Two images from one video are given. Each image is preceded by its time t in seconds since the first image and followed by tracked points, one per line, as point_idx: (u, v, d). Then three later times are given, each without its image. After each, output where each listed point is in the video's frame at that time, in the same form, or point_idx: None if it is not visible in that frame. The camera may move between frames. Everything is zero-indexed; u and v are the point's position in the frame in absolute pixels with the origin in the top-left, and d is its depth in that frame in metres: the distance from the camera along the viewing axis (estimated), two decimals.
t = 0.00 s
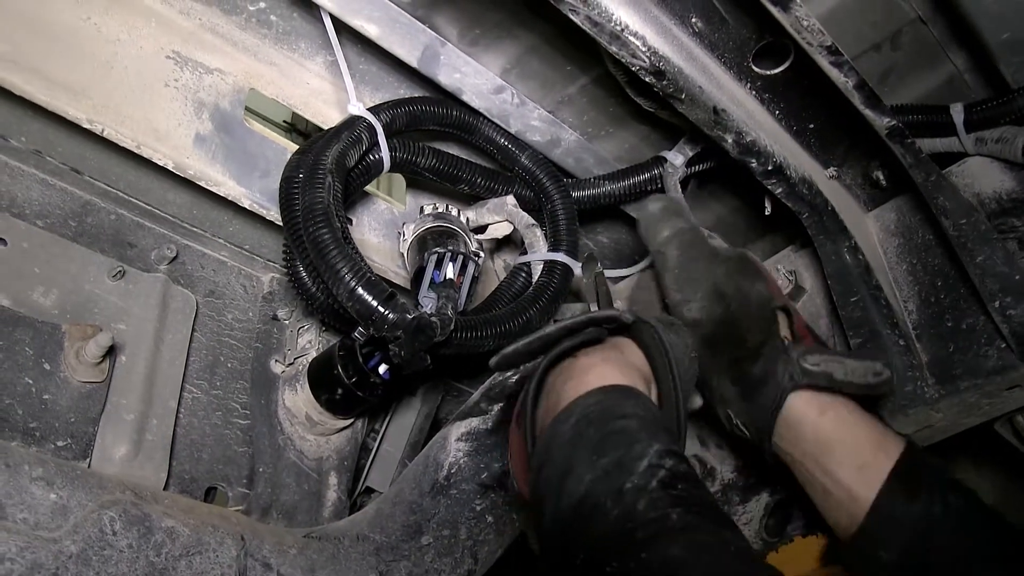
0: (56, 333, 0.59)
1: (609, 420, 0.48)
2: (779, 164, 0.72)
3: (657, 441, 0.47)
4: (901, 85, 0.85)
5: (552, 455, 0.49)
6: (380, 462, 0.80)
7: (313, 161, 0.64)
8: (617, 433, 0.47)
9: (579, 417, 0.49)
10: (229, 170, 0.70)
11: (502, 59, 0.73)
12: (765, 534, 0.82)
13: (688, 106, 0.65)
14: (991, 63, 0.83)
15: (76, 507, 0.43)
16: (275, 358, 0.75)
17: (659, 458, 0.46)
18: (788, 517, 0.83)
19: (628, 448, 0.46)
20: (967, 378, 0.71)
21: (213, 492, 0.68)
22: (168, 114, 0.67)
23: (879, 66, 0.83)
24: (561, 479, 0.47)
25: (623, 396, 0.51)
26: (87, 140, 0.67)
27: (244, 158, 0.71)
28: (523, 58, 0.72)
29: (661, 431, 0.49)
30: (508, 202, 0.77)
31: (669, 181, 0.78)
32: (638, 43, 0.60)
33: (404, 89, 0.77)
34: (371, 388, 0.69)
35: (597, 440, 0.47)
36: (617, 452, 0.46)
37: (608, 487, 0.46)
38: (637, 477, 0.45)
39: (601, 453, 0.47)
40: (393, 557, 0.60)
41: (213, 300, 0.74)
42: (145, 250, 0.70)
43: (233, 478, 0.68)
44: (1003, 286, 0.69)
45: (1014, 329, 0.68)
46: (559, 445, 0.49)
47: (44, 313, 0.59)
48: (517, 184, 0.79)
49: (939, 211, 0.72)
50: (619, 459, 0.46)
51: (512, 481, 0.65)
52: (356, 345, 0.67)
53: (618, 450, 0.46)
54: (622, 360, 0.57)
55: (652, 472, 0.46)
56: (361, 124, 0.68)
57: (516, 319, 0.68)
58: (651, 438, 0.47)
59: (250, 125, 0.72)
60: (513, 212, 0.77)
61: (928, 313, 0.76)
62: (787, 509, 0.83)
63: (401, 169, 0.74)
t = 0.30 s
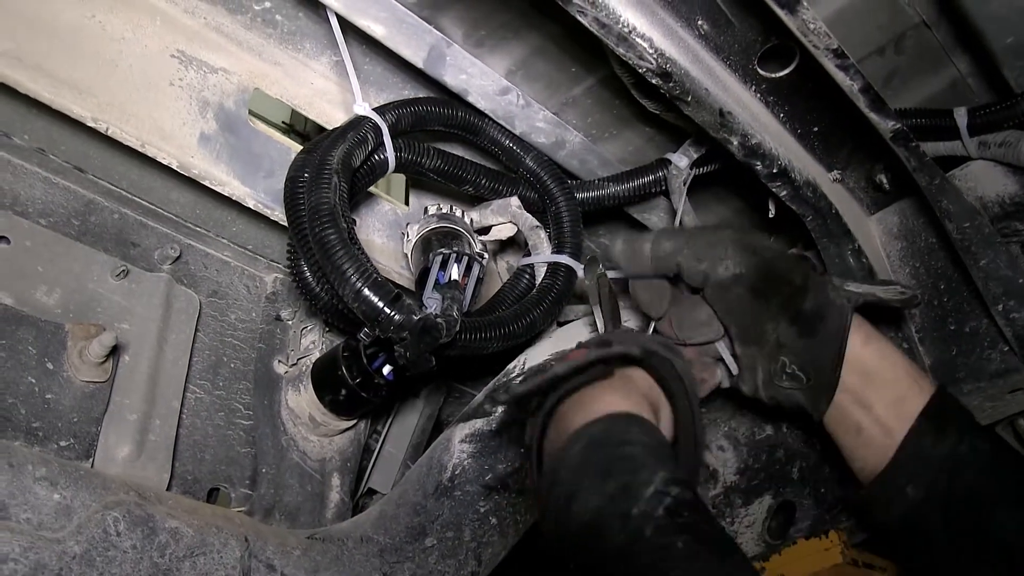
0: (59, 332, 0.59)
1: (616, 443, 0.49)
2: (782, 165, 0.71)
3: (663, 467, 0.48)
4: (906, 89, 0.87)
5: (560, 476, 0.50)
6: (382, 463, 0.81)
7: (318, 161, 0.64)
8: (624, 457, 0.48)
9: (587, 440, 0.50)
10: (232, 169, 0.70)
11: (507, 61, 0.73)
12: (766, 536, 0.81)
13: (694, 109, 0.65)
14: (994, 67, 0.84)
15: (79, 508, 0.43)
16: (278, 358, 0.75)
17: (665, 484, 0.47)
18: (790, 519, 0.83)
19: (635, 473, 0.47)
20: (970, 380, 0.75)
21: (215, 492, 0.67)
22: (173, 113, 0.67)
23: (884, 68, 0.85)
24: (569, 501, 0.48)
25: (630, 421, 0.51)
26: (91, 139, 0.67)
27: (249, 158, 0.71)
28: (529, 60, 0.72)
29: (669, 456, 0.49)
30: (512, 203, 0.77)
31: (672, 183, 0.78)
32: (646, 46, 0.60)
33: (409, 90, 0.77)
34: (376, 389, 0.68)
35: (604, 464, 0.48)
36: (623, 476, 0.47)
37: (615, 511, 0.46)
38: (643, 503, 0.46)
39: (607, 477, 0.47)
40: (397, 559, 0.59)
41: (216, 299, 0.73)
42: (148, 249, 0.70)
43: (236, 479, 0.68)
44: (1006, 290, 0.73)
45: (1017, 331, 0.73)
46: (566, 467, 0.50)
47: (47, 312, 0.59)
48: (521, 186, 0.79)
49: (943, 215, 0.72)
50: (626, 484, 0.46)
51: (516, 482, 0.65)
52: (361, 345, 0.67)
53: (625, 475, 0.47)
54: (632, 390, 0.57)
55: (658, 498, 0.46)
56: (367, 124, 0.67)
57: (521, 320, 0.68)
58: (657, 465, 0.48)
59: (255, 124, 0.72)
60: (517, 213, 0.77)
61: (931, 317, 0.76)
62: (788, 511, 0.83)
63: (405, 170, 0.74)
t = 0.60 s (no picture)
0: (55, 331, 0.58)
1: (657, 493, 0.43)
2: (783, 168, 0.71)
3: (708, 519, 0.43)
4: (906, 92, 0.86)
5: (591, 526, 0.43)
6: (379, 465, 0.80)
7: (318, 160, 0.64)
8: (666, 512, 0.42)
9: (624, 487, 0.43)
10: (231, 169, 0.69)
11: (507, 62, 0.72)
12: (763, 541, 0.82)
13: (696, 110, 0.65)
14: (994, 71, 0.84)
15: (75, 509, 0.42)
16: (275, 359, 0.75)
17: (710, 540, 0.42)
18: (789, 523, 0.82)
19: (677, 530, 0.41)
20: (970, 384, 0.74)
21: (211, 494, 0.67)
22: (170, 111, 0.66)
23: (885, 71, 0.84)
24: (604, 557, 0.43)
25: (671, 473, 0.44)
26: (88, 137, 0.65)
27: (247, 158, 0.71)
28: (529, 61, 0.72)
29: (712, 507, 0.44)
30: (511, 205, 0.76)
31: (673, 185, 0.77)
32: (648, 46, 0.60)
33: (409, 90, 0.76)
34: (373, 390, 0.68)
35: (643, 517, 0.42)
36: (665, 535, 0.41)
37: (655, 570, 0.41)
38: (686, 563, 0.41)
39: (647, 530, 0.42)
40: (394, 561, 0.58)
41: (212, 300, 0.73)
42: (144, 248, 0.69)
43: (232, 481, 0.68)
44: (1007, 294, 0.72)
45: (1019, 336, 0.71)
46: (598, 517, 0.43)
47: (43, 311, 0.59)
48: (521, 187, 0.79)
49: (943, 218, 0.71)
50: (668, 541, 0.41)
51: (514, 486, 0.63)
52: (359, 347, 0.66)
53: (665, 533, 0.41)
54: (669, 426, 0.48)
55: (701, 556, 0.41)
56: (366, 124, 0.67)
57: (519, 322, 0.67)
58: (702, 518, 0.42)
59: (253, 124, 0.72)
60: (516, 215, 0.76)
61: (931, 321, 0.76)
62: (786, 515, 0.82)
63: (403, 170, 0.73)
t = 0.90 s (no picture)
0: (54, 330, 0.57)
1: None
2: (787, 165, 0.71)
3: None
4: (908, 90, 0.87)
5: None
6: (379, 467, 0.79)
7: (319, 157, 0.63)
8: None
9: None
10: (230, 167, 0.69)
11: (508, 58, 0.72)
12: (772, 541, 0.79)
13: (700, 106, 0.65)
14: (999, 67, 0.83)
15: (75, 508, 0.41)
16: (275, 359, 0.74)
17: None
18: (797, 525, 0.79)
19: None
20: (976, 383, 0.70)
21: (211, 496, 0.67)
22: (169, 109, 0.66)
23: (888, 68, 0.83)
24: None
25: None
26: (88, 134, 0.65)
27: (247, 156, 0.70)
28: (530, 58, 0.72)
29: None
30: (512, 202, 0.76)
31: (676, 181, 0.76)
32: (651, 41, 0.60)
33: (409, 88, 0.76)
34: (374, 391, 0.67)
35: None
36: None
37: None
38: None
39: None
40: (396, 565, 0.54)
41: (211, 299, 0.72)
42: (143, 248, 0.68)
43: (232, 482, 0.68)
44: (1014, 291, 0.68)
45: None
46: None
47: (42, 309, 0.58)
48: (522, 185, 0.78)
49: (949, 214, 0.70)
50: None
51: (517, 486, 0.60)
52: (360, 346, 0.66)
53: None
54: None
55: None
56: (366, 121, 0.66)
57: (521, 321, 0.67)
58: None
59: (252, 122, 0.71)
60: (517, 213, 0.76)
61: (936, 318, 0.74)
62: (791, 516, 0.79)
63: (404, 167, 0.73)
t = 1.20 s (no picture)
0: (53, 332, 0.56)
1: None
2: (792, 164, 0.70)
3: None
4: (915, 89, 0.86)
5: None
6: (381, 470, 0.78)
7: (321, 157, 0.62)
8: None
9: None
10: (232, 168, 0.68)
11: (511, 58, 0.72)
12: (774, 543, 0.79)
13: (705, 105, 0.64)
14: (1004, 64, 0.83)
15: (74, 513, 0.40)
16: (276, 362, 0.73)
17: None
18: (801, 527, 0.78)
19: None
20: (983, 383, 0.71)
21: (213, 499, 0.68)
22: (170, 109, 0.65)
23: (892, 67, 0.83)
24: None
25: None
26: (89, 134, 0.65)
27: (248, 157, 0.70)
28: (532, 57, 0.71)
29: None
30: (515, 203, 0.75)
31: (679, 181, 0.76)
32: (656, 39, 0.59)
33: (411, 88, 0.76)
34: (376, 393, 0.66)
35: None
36: None
37: None
38: None
39: None
40: (399, 569, 0.53)
41: (212, 301, 0.72)
42: (143, 249, 0.68)
43: (233, 485, 0.68)
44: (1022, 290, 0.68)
45: None
46: None
47: (41, 311, 0.57)
48: (525, 186, 0.78)
49: (955, 214, 0.70)
50: None
51: (522, 489, 0.60)
52: (362, 347, 0.65)
53: None
54: None
55: None
56: (369, 121, 0.66)
57: (526, 322, 0.66)
58: None
59: (253, 123, 0.71)
60: (521, 214, 0.75)
61: (942, 318, 0.74)
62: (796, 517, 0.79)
63: (405, 168, 0.72)
